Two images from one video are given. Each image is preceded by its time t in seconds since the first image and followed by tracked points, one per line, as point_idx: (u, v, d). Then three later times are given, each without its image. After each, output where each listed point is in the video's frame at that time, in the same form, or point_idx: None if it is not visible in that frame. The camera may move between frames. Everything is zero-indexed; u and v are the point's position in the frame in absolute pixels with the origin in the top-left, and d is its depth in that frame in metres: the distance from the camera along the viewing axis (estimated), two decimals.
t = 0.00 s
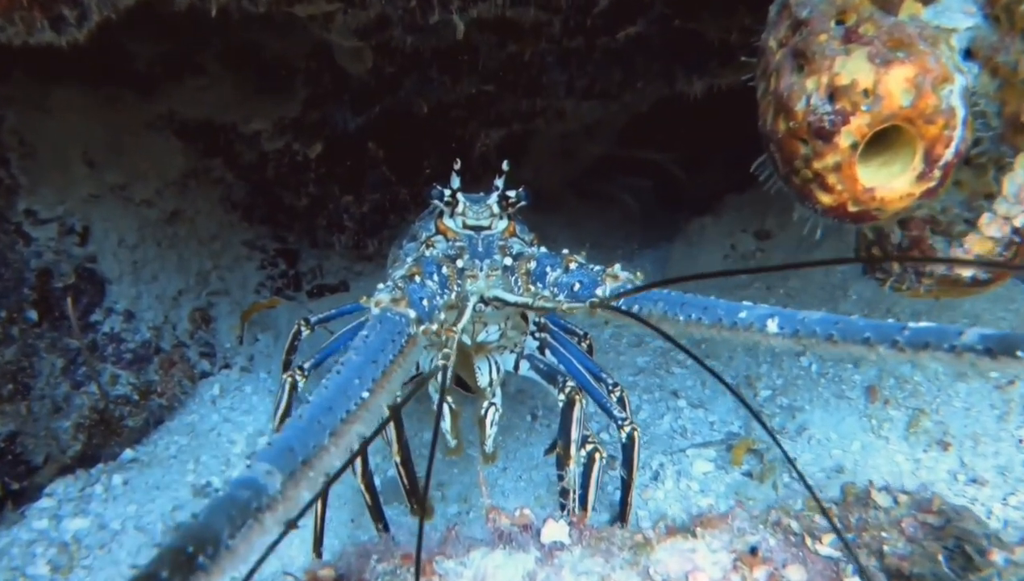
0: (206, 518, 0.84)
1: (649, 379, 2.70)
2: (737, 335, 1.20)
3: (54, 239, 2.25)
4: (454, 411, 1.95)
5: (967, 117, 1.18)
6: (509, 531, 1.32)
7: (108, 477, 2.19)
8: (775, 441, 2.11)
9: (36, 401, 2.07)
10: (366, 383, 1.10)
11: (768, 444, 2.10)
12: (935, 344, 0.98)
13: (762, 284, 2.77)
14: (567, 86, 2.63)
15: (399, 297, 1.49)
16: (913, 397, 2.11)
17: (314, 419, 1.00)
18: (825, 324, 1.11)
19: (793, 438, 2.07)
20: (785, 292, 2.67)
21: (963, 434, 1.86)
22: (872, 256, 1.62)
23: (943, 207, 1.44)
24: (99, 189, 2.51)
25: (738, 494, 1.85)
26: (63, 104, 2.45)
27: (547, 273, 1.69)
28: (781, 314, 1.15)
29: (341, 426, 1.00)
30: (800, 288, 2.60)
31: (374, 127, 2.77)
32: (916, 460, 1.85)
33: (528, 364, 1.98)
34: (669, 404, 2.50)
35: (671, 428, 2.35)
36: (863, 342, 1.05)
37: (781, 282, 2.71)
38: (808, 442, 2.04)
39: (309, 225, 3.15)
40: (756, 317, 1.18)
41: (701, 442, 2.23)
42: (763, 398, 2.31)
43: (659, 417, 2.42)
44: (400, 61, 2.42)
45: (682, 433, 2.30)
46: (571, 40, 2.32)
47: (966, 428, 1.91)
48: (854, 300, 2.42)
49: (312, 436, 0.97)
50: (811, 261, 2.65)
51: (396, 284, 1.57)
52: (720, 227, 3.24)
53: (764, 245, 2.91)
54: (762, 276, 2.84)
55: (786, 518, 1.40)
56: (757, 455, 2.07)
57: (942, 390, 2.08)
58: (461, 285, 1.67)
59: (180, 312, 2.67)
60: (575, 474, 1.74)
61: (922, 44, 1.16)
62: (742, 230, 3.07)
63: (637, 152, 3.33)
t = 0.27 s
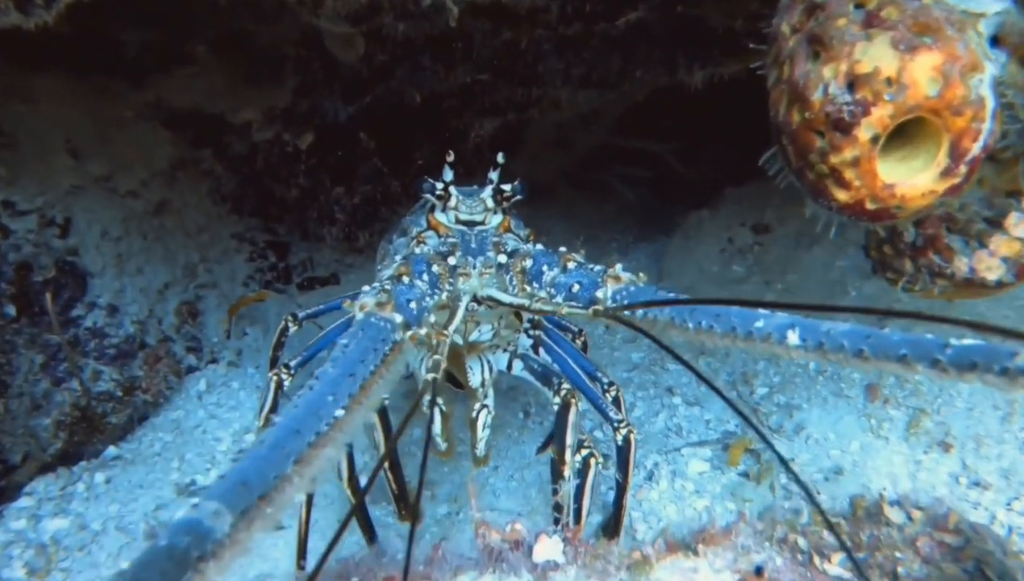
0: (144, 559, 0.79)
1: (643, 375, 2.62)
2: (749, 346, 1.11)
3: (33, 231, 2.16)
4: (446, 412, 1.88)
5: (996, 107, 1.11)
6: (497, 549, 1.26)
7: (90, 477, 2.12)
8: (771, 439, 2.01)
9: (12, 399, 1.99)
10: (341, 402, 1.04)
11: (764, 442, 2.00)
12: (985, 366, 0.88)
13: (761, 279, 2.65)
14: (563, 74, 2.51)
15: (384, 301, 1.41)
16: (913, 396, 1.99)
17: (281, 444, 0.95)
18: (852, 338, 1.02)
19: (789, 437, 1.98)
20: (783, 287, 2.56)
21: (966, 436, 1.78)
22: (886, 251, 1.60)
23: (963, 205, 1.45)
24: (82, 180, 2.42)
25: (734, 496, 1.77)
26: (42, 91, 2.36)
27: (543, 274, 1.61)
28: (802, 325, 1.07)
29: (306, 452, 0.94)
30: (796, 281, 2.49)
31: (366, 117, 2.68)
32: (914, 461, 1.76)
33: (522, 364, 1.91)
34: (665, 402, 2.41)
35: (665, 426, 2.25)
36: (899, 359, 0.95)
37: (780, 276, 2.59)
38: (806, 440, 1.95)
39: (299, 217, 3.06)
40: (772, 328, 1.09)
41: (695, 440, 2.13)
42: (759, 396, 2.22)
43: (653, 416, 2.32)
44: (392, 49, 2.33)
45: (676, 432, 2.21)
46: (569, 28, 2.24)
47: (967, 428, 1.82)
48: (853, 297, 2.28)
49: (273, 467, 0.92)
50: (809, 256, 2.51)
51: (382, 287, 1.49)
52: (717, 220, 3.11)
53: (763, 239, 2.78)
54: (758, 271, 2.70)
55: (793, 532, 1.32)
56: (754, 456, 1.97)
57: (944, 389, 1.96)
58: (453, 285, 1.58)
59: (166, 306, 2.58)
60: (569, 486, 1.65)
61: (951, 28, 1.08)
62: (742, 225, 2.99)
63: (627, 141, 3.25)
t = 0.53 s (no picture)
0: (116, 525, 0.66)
1: (645, 372, 2.53)
2: (755, 370, 1.07)
3: (11, 222, 2.08)
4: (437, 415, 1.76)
5: None
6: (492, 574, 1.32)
7: (75, 477, 2.02)
8: (775, 438, 1.91)
9: None
10: (334, 387, 0.94)
11: (766, 440, 1.91)
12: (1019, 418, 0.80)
13: (761, 275, 2.55)
14: (564, 66, 2.42)
15: (380, 289, 1.33)
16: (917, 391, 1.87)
17: (270, 425, 0.84)
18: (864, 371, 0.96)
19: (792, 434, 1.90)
20: (783, 284, 2.44)
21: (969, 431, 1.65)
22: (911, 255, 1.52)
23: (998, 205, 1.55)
24: (67, 169, 2.34)
25: (735, 494, 1.71)
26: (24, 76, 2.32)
27: (536, 275, 1.56)
28: (808, 352, 1.02)
29: (298, 438, 0.84)
30: (794, 277, 2.39)
31: (362, 108, 2.59)
32: (917, 460, 1.66)
33: (519, 366, 1.84)
34: (666, 398, 2.31)
35: (666, 423, 2.17)
36: (918, 401, 0.88)
37: (779, 271, 2.47)
38: (808, 438, 1.87)
39: (293, 209, 2.98)
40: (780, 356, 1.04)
41: (697, 438, 2.04)
42: (761, 392, 2.13)
43: (655, 411, 2.23)
44: (387, 35, 2.25)
45: (678, 429, 2.12)
46: (570, 16, 2.16)
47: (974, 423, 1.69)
48: (854, 293, 2.14)
49: (262, 447, 0.80)
50: (810, 252, 2.40)
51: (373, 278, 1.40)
52: (719, 215, 3.03)
53: (764, 235, 2.68)
54: (759, 266, 2.59)
55: (806, 549, 1.29)
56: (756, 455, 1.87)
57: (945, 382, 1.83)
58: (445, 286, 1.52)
59: (156, 299, 2.50)
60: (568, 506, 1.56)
61: (983, 9, 1.07)
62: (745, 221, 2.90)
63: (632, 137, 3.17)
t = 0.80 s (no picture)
0: (238, 467, 0.62)
1: (644, 369, 2.47)
2: (763, 395, 1.07)
3: None
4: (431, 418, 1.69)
5: None
6: None
7: (62, 478, 1.94)
8: (773, 437, 1.85)
9: None
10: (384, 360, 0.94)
11: (767, 439, 1.85)
12: None
13: (760, 270, 2.49)
14: (565, 57, 2.35)
15: (396, 276, 1.28)
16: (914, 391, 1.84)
17: (341, 390, 0.82)
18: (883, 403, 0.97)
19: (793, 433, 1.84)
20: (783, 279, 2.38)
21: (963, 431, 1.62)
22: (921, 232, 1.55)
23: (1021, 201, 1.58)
24: (52, 158, 2.27)
25: (737, 496, 1.65)
26: (6, 59, 2.25)
27: (539, 273, 1.50)
28: (822, 378, 1.03)
29: (370, 405, 0.82)
30: (794, 272, 2.34)
31: (359, 98, 2.50)
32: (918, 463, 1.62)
33: (520, 366, 1.77)
34: (664, 397, 2.24)
35: (665, 422, 2.09)
36: (948, 446, 0.90)
37: (779, 267, 2.42)
38: (811, 437, 1.81)
39: (287, 201, 2.90)
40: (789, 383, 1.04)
41: (696, 437, 1.97)
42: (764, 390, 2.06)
43: (652, 411, 2.16)
44: (385, 22, 2.17)
45: (677, 428, 2.05)
46: (571, 5, 2.09)
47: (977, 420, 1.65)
48: (853, 290, 2.13)
49: (345, 405, 0.80)
50: (809, 247, 2.36)
51: (388, 263, 1.35)
52: (716, 209, 2.98)
53: (762, 230, 2.64)
54: (758, 262, 2.54)
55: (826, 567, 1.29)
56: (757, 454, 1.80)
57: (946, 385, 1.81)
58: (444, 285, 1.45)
59: (145, 294, 2.42)
60: (574, 522, 1.49)
61: None
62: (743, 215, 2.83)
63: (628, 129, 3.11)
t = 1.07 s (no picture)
0: (181, 417, 0.56)
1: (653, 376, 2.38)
2: (738, 401, 1.00)
3: None
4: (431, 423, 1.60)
5: None
6: None
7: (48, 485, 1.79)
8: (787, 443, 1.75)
9: None
10: (375, 344, 0.91)
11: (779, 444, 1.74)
12: None
13: (770, 273, 2.42)
14: (574, 51, 2.28)
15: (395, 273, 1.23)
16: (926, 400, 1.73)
17: (322, 364, 0.78)
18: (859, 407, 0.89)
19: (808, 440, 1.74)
20: (795, 283, 2.32)
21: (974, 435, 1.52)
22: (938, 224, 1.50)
23: None
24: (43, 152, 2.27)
25: (747, 502, 1.55)
26: None
27: (538, 275, 1.42)
28: (798, 379, 0.96)
29: (353, 387, 0.78)
30: (807, 277, 2.29)
31: (363, 94, 2.41)
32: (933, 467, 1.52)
33: (526, 371, 1.69)
34: (674, 399, 2.12)
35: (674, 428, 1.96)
36: (924, 457, 0.82)
37: (790, 270, 2.36)
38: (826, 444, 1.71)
39: (286, 199, 2.80)
40: (765, 384, 0.98)
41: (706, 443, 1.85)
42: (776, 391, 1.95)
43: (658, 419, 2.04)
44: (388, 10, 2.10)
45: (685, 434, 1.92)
46: None
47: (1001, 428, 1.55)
48: (864, 294, 2.09)
49: (321, 374, 0.76)
50: (821, 249, 2.32)
51: (386, 259, 1.30)
52: (728, 211, 2.91)
53: (773, 232, 2.59)
54: (769, 265, 2.47)
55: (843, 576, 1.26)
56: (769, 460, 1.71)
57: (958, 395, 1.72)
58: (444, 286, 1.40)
59: (142, 294, 2.34)
60: (583, 536, 1.41)
61: None
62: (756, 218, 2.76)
63: (640, 129, 3.02)
